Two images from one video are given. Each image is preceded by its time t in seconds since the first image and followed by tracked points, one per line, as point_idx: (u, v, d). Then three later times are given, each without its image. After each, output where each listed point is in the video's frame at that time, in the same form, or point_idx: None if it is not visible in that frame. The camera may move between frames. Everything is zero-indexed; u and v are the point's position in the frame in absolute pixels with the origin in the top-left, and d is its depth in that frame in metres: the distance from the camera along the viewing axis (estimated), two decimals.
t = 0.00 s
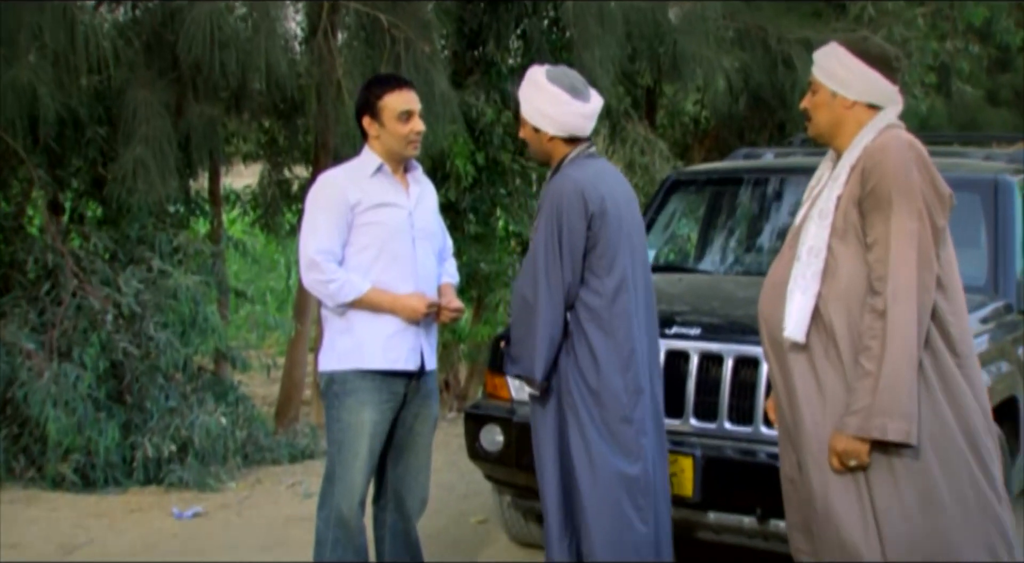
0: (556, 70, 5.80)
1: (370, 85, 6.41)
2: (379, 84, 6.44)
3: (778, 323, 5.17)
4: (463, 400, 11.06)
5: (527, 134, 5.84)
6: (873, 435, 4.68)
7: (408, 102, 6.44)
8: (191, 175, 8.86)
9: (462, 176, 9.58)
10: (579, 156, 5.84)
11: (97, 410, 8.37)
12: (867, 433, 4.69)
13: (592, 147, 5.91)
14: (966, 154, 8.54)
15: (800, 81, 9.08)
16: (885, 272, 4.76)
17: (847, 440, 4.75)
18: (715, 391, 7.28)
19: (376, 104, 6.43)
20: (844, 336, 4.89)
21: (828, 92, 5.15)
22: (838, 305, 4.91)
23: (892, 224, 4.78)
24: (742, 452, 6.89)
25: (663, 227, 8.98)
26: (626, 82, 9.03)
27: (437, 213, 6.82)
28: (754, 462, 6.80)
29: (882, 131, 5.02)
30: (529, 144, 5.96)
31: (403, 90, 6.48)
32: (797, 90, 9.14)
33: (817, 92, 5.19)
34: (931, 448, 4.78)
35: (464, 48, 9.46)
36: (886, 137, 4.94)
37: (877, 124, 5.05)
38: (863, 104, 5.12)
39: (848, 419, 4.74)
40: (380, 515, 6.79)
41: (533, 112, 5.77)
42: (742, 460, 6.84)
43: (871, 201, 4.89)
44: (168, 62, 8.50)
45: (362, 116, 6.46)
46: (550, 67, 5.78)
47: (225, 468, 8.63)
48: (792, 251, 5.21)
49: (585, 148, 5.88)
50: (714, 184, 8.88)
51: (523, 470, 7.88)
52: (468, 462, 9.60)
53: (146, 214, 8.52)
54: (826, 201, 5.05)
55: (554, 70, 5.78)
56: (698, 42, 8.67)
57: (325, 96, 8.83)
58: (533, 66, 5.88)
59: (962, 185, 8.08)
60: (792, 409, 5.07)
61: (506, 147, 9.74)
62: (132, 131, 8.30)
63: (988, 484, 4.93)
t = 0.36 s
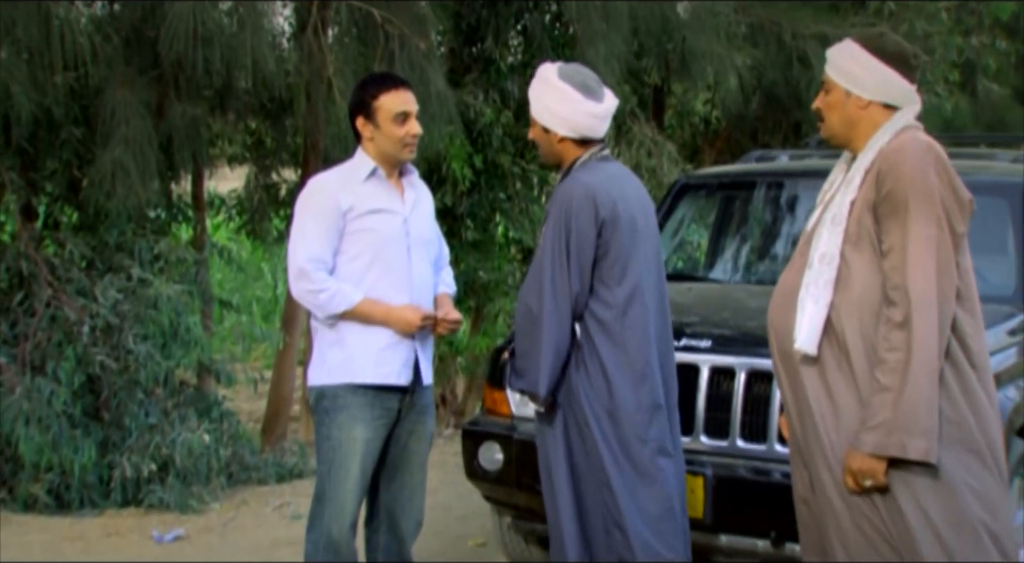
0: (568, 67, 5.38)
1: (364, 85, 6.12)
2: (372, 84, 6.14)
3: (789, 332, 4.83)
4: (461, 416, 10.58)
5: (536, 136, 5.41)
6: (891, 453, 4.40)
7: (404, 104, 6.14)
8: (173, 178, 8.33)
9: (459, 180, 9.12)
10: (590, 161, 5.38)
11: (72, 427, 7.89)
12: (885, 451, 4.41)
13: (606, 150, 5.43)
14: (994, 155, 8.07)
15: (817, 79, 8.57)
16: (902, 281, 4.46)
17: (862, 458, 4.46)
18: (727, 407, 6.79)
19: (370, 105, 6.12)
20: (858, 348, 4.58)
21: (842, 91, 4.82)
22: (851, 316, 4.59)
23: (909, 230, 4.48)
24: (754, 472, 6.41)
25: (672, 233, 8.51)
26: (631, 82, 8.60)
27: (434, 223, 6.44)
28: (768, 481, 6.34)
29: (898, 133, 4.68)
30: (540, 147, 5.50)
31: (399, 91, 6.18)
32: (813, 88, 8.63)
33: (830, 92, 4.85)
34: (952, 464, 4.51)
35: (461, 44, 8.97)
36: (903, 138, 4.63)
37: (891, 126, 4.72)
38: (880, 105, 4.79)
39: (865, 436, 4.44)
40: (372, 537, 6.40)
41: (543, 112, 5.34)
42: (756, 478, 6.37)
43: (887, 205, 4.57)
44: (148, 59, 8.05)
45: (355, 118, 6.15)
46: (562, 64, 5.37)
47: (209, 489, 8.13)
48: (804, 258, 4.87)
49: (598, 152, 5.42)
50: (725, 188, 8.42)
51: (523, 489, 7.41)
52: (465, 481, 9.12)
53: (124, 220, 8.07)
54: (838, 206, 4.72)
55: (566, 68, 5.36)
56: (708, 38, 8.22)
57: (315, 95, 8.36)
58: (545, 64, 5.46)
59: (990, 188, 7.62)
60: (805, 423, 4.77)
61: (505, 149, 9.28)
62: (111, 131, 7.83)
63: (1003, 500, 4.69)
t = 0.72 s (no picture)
0: (591, 66, 4.82)
1: (358, 83, 5.60)
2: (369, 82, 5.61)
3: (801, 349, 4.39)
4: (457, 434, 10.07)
5: (547, 136, 4.87)
6: (916, 478, 4.01)
7: (400, 105, 5.62)
8: (151, 183, 7.84)
9: (456, 185, 8.63)
10: (604, 169, 4.83)
11: (41, 450, 7.39)
12: (911, 475, 4.01)
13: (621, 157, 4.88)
14: None
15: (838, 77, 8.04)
16: (925, 293, 4.08)
17: (884, 483, 4.07)
18: (742, 427, 6.50)
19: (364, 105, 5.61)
20: (877, 364, 4.17)
21: (860, 89, 4.40)
22: (870, 331, 4.19)
23: (932, 239, 4.10)
24: (772, 496, 6.02)
25: (682, 241, 7.98)
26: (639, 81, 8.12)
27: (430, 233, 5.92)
28: (788, 506, 5.93)
29: (921, 136, 4.28)
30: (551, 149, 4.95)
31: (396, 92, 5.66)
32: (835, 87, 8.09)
33: (850, 90, 4.45)
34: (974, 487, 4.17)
35: (459, 40, 8.45)
36: (926, 142, 4.23)
37: (912, 128, 4.31)
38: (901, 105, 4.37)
39: (887, 459, 4.05)
40: None
41: (557, 114, 4.81)
42: (775, 503, 5.98)
43: (909, 213, 4.18)
44: (125, 56, 7.51)
45: (348, 118, 5.64)
46: (585, 63, 4.81)
47: (188, 516, 7.66)
48: (818, 271, 4.46)
49: (612, 159, 4.86)
50: (739, 194, 7.86)
51: (524, 515, 6.88)
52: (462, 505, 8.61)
53: (99, 227, 7.55)
54: (856, 214, 4.31)
55: (587, 68, 4.80)
56: (722, 33, 7.74)
57: (303, 94, 7.86)
58: (566, 59, 4.90)
59: None
60: (816, 445, 4.33)
61: (505, 152, 8.76)
62: (83, 133, 7.32)
63: None
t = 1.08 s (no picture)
0: (591, 64, 4.41)
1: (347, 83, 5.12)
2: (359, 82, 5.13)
3: (823, 363, 4.12)
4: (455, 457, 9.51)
5: (548, 141, 4.48)
6: (949, 507, 3.73)
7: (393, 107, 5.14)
8: (126, 189, 7.33)
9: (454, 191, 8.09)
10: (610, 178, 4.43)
11: (5, 477, 6.85)
12: (944, 503, 3.74)
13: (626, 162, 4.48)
14: None
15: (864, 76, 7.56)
16: (953, 308, 3.80)
17: (916, 512, 3.80)
18: (760, 452, 6.00)
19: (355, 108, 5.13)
20: (906, 384, 3.89)
21: (884, 90, 4.08)
22: (899, 348, 3.91)
23: (962, 249, 3.80)
24: (791, 526, 5.70)
25: (695, 253, 7.45)
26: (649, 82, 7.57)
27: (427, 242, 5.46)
28: (810, 538, 5.60)
29: (950, 139, 3.96)
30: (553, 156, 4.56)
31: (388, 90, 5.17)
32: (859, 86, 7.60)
33: (874, 90, 4.12)
34: (1014, 520, 3.89)
35: (456, 37, 7.98)
36: (955, 145, 3.94)
37: (940, 130, 4.00)
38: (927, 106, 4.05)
39: (919, 487, 3.77)
40: None
41: (556, 117, 4.41)
42: (796, 535, 5.64)
43: (938, 221, 3.88)
44: (98, 53, 6.98)
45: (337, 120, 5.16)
46: (584, 62, 4.39)
47: (165, 548, 7.15)
48: (842, 283, 4.16)
49: (619, 164, 4.47)
50: (757, 202, 7.32)
51: (526, 545, 6.34)
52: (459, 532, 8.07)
53: (69, 236, 6.99)
54: (881, 222, 4.01)
55: (586, 66, 4.38)
56: (739, 29, 7.26)
57: (289, 93, 7.33)
58: (566, 58, 4.49)
59: None
60: (842, 468, 4.05)
61: (505, 156, 8.24)
62: (53, 135, 6.82)
63: None
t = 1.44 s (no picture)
0: (576, 63, 4.29)
1: (338, 84, 5.31)
2: (349, 83, 5.30)
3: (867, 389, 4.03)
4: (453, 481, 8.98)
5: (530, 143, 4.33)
6: (998, 530, 3.76)
7: (384, 107, 5.27)
8: (97, 195, 6.79)
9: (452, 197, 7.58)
10: (596, 184, 4.24)
11: None
12: (994, 530, 3.76)
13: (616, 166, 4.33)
14: None
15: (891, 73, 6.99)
16: (988, 322, 3.81)
17: (965, 539, 3.80)
18: (782, 477, 5.85)
19: (345, 107, 5.27)
20: (945, 403, 3.88)
21: (901, 90, 4.09)
22: (939, 370, 3.89)
23: (999, 261, 3.79)
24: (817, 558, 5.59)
25: (710, 263, 6.90)
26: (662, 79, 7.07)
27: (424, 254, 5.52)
28: None
29: (972, 138, 3.98)
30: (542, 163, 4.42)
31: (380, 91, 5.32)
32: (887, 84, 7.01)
33: (887, 91, 4.14)
34: None
35: (455, 31, 7.41)
36: (976, 147, 3.94)
37: (962, 130, 4.02)
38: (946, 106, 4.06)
39: (970, 513, 3.77)
40: None
41: (538, 119, 4.27)
42: None
43: (963, 235, 3.90)
44: (66, 48, 6.46)
45: (328, 120, 5.30)
46: (569, 61, 4.27)
47: None
48: (872, 303, 4.11)
49: (608, 167, 4.32)
50: (778, 208, 6.79)
51: None
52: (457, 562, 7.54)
53: (35, 245, 6.46)
54: (905, 236, 4.01)
55: (571, 66, 4.26)
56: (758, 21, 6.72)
57: (274, 92, 6.81)
58: (549, 56, 4.35)
59: None
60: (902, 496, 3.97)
61: (506, 158, 7.75)
62: (17, 137, 6.21)
63: None
